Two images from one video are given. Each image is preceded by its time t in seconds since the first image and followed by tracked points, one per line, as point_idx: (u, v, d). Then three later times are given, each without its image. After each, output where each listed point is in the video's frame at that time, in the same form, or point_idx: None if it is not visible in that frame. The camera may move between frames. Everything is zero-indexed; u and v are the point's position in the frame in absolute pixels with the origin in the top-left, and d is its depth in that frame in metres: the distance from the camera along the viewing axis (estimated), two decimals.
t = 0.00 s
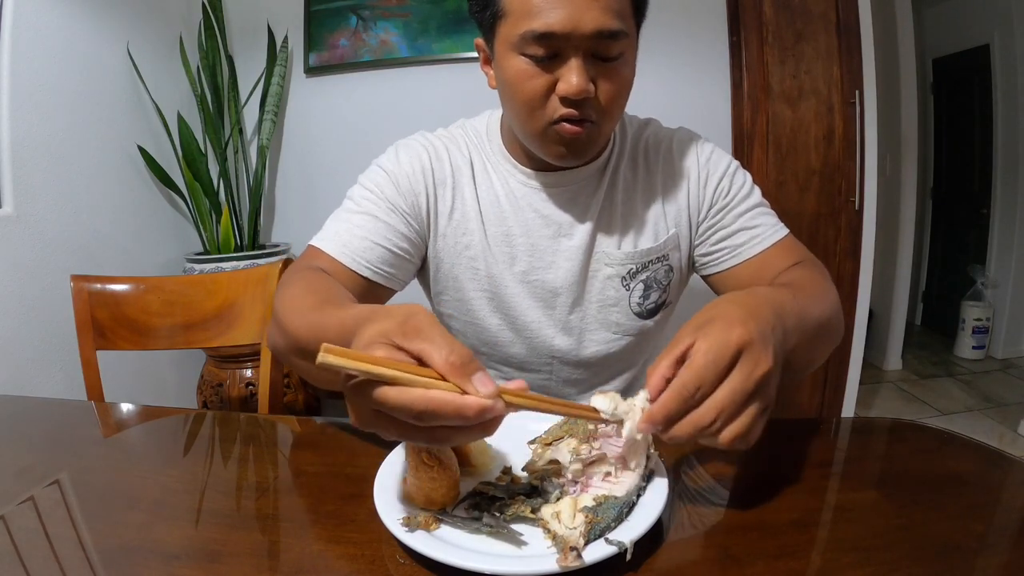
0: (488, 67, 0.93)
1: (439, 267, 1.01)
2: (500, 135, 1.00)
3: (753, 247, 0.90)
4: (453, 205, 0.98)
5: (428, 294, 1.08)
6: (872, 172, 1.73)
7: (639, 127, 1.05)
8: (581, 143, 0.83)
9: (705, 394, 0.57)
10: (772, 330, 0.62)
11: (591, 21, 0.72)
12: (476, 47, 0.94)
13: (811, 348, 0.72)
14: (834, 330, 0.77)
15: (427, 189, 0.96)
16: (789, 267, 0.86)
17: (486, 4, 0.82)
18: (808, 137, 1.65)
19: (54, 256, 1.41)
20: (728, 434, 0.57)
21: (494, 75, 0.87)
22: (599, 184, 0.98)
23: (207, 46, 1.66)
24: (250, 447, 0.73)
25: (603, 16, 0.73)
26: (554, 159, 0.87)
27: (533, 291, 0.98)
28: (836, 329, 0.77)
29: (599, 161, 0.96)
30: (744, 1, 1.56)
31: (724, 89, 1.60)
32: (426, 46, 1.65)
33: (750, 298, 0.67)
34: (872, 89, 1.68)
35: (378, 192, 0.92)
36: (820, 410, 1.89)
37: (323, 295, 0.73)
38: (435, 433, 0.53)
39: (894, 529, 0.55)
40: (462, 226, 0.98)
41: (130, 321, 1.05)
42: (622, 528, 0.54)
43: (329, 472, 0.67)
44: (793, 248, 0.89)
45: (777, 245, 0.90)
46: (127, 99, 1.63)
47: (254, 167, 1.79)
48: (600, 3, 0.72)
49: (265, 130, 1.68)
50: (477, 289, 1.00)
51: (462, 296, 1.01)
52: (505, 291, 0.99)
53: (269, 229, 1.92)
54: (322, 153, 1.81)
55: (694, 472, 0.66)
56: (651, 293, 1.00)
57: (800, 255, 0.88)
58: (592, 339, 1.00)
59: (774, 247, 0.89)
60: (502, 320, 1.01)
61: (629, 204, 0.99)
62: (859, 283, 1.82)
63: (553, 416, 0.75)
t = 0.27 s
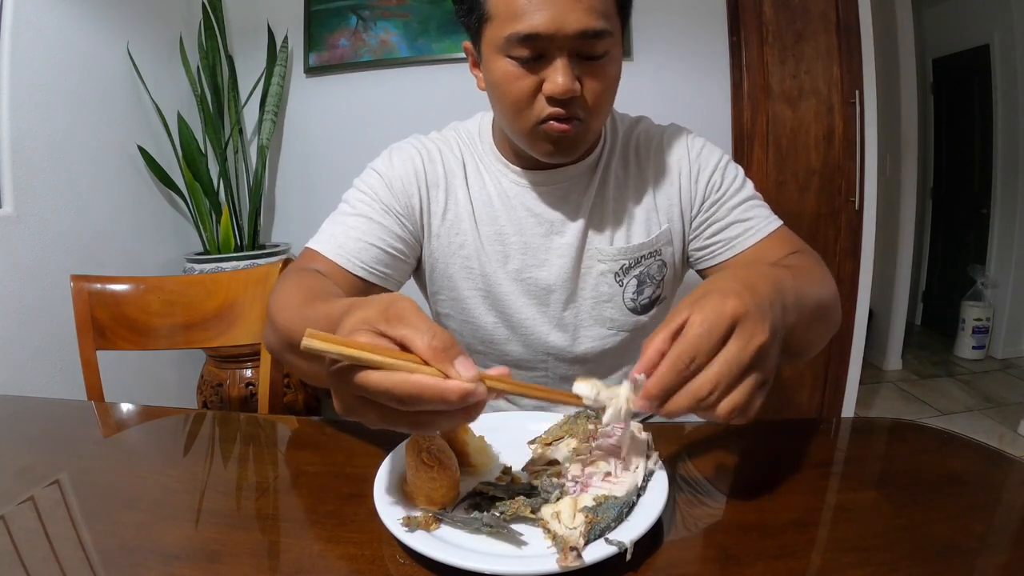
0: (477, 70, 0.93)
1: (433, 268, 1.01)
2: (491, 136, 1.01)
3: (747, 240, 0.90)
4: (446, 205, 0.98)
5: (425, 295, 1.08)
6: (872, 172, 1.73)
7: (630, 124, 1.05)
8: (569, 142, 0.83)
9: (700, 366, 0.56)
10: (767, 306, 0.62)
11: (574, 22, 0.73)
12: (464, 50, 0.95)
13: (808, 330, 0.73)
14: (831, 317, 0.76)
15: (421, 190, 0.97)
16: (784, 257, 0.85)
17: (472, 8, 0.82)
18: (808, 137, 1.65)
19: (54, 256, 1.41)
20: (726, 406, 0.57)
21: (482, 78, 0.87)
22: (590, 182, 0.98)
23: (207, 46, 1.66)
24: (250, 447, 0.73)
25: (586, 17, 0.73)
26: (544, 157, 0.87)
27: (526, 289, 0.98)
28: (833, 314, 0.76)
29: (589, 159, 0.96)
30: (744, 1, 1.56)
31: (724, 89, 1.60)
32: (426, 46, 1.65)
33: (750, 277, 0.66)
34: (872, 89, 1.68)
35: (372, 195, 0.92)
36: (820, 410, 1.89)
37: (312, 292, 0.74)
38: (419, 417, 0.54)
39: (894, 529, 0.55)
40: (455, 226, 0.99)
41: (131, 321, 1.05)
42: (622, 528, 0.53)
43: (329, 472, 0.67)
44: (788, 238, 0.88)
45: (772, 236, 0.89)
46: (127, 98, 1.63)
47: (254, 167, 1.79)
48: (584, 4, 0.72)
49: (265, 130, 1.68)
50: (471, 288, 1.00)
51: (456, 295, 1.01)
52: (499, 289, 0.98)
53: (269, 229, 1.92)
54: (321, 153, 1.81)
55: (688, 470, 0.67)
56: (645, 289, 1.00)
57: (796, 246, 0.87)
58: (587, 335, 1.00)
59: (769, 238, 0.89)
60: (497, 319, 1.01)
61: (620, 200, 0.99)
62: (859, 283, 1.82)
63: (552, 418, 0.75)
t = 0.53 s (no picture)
0: (476, 71, 0.93)
1: (434, 264, 1.01)
2: (493, 135, 1.01)
3: (746, 245, 0.91)
4: (448, 203, 0.98)
5: (425, 291, 1.08)
6: (872, 172, 1.73)
7: (630, 126, 1.05)
8: (569, 142, 0.83)
9: (699, 430, 0.59)
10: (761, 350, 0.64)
11: (575, 23, 0.73)
12: (464, 51, 0.95)
13: (799, 351, 0.73)
14: (825, 328, 0.77)
15: (423, 185, 0.97)
16: (778, 267, 0.86)
17: (471, 8, 0.82)
18: (808, 137, 1.65)
19: (54, 257, 1.41)
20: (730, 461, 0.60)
21: (482, 78, 0.87)
22: (590, 183, 0.98)
23: (207, 46, 1.66)
24: (250, 447, 0.73)
25: (586, 18, 0.73)
26: (543, 158, 0.87)
27: (525, 288, 0.98)
28: (826, 328, 0.77)
29: (588, 160, 0.97)
30: (744, 2, 1.56)
31: (724, 89, 1.60)
32: (426, 46, 1.65)
33: (732, 317, 0.68)
34: (872, 89, 1.69)
35: (375, 186, 0.92)
36: (820, 410, 1.89)
37: (324, 284, 0.73)
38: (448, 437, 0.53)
39: (894, 529, 0.55)
40: (456, 223, 0.98)
41: (130, 321, 1.05)
42: (622, 528, 0.53)
43: (329, 472, 0.67)
44: (784, 245, 0.89)
45: (769, 242, 0.90)
46: (127, 98, 1.63)
47: (254, 167, 1.79)
48: (583, 4, 0.73)
49: (265, 130, 1.68)
50: (471, 286, 1.00)
51: (456, 292, 1.01)
52: (498, 288, 0.98)
53: (269, 229, 1.92)
54: (321, 152, 1.81)
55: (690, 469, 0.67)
56: (643, 290, 1.00)
57: (792, 253, 0.88)
58: (584, 336, 1.00)
59: (766, 245, 0.90)
60: (495, 317, 1.01)
61: (620, 201, 0.99)
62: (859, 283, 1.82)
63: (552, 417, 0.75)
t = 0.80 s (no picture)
0: (488, 69, 0.93)
1: (441, 262, 1.01)
2: (502, 134, 1.01)
3: (751, 250, 0.90)
4: (457, 201, 0.98)
5: (431, 289, 1.08)
6: (872, 172, 1.73)
7: (638, 127, 1.05)
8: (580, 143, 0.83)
9: (702, 435, 0.59)
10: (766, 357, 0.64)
11: (590, 23, 0.73)
12: (476, 48, 0.95)
13: (801, 357, 0.73)
14: (828, 333, 0.78)
15: (433, 181, 0.97)
16: (782, 273, 0.87)
17: (485, 6, 0.82)
18: (808, 137, 1.65)
19: (54, 257, 1.41)
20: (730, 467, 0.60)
21: (494, 77, 0.87)
22: (598, 184, 0.98)
23: (207, 46, 1.66)
24: (250, 447, 0.73)
25: (602, 18, 0.73)
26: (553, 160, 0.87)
27: (533, 288, 0.98)
28: (829, 333, 0.78)
29: (597, 161, 0.97)
30: (744, 1, 1.56)
31: (724, 89, 1.60)
32: (426, 46, 1.65)
33: (737, 322, 0.68)
34: (872, 90, 1.69)
35: (385, 181, 0.92)
36: (820, 410, 1.89)
37: (336, 282, 0.72)
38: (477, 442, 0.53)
39: (894, 529, 0.55)
40: (465, 221, 0.98)
41: (130, 321, 1.05)
42: (622, 528, 0.53)
43: (329, 472, 0.67)
44: (790, 252, 0.90)
45: (775, 248, 0.90)
46: (127, 98, 1.63)
47: (254, 167, 1.79)
48: (599, 5, 0.73)
49: (265, 130, 1.68)
50: (479, 285, 0.99)
51: (463, 291, 1.01)
52: (505, 287, 0.99)
53: (268, 229, 1.92)
54: (321, 152, 1.81)
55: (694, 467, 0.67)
56: (649, 292, 1.00)
57: (797, 259, 0.89)
58: (590, 336, 1.00)
59: (772, 250, 0.90)
60: (502, 316, 1.01)
61: (628, 202, 0.99)
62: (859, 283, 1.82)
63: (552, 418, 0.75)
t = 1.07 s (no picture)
0: (494, 67, 0.93)
1: (443, 262, 1.00)
2: (505, 135, 1.01)
3: (754, 254, 0.91)
4: (459, 200, 0.98)
5: (432, 289, 1.08)
6: (872, 172, 1.73)
7: (642, 128, 1.05)
8: (584, 145, 0.83)
9: (705, 419, 0.59)
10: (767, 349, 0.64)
11: (598, 26, 0.73)
12: (482, 47, 0.95)
13: (800, 358, 0.73)
14: (828, 336, 0.78)
15: (435, 181, 0.97)
16: (784, 276, 0.87)
17: (492, 6, 0.82)
18: (808, 137, 1.65)
19: (54, 257, 1.41)
20: (731, 454, 0.59)
21: (500, 75, 0.87)
22: (602, 185, 0.98)
23: (207, 46, 1.66)
24: (250, 447, 0.73)
25: (609, 20, 0.73)
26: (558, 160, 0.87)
27: (535, 288, 0.98)
28: (829, 336, 0.78)
29: (602, 163, 0.96)
30: (744, 1, 1.56)
31: (724, 88, 1.60)
32: (426, 46, 1.65)
33: (735, 315, 0.68)
34: (872, 90, 1.69)
35: (387, 180, 0.92)
36: (820, 410, 1.89)
37: (331, 278, 0.72)
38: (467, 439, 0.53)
39: (894, 529, 0.55)
40: (467, 221, 0.98)
41: (130, 321, 1.05)
42: (622, 528, 0.53)
43: (329, 472, 0.67)
44: (793, 256, 0.90)
45: (777, 252, 0.90)
46: (127, 98, 1.63)
47: (254, 167, 1.79)
48: (606, 8, 0.73)
49: (265, 130, 1.68)
50: (481, 285, 0.99)
51: (464, 291, 1.01)
52: (507, 287, 0.98)
53: (268, 229, 1.92)
54: (321, 152, 1.81)
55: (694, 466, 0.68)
56: (652, 294, 1.00)
57: (800, 263, 0.89)
58: (592, 337, 1.00)
59: (775, 254, 0.90)
60: (504, 317, 1.01)
61: (632, 203, 0.99)
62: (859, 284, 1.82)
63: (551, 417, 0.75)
